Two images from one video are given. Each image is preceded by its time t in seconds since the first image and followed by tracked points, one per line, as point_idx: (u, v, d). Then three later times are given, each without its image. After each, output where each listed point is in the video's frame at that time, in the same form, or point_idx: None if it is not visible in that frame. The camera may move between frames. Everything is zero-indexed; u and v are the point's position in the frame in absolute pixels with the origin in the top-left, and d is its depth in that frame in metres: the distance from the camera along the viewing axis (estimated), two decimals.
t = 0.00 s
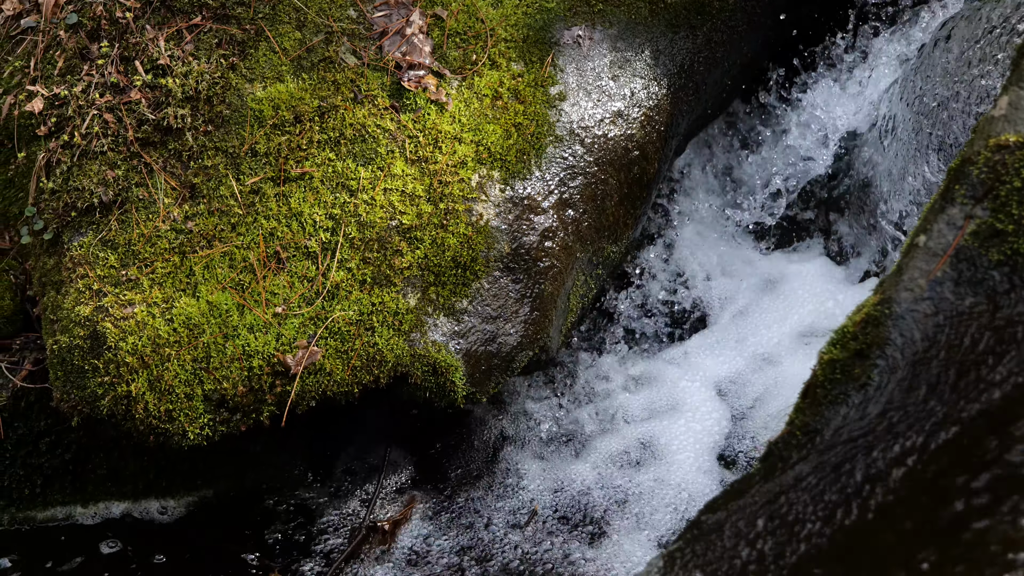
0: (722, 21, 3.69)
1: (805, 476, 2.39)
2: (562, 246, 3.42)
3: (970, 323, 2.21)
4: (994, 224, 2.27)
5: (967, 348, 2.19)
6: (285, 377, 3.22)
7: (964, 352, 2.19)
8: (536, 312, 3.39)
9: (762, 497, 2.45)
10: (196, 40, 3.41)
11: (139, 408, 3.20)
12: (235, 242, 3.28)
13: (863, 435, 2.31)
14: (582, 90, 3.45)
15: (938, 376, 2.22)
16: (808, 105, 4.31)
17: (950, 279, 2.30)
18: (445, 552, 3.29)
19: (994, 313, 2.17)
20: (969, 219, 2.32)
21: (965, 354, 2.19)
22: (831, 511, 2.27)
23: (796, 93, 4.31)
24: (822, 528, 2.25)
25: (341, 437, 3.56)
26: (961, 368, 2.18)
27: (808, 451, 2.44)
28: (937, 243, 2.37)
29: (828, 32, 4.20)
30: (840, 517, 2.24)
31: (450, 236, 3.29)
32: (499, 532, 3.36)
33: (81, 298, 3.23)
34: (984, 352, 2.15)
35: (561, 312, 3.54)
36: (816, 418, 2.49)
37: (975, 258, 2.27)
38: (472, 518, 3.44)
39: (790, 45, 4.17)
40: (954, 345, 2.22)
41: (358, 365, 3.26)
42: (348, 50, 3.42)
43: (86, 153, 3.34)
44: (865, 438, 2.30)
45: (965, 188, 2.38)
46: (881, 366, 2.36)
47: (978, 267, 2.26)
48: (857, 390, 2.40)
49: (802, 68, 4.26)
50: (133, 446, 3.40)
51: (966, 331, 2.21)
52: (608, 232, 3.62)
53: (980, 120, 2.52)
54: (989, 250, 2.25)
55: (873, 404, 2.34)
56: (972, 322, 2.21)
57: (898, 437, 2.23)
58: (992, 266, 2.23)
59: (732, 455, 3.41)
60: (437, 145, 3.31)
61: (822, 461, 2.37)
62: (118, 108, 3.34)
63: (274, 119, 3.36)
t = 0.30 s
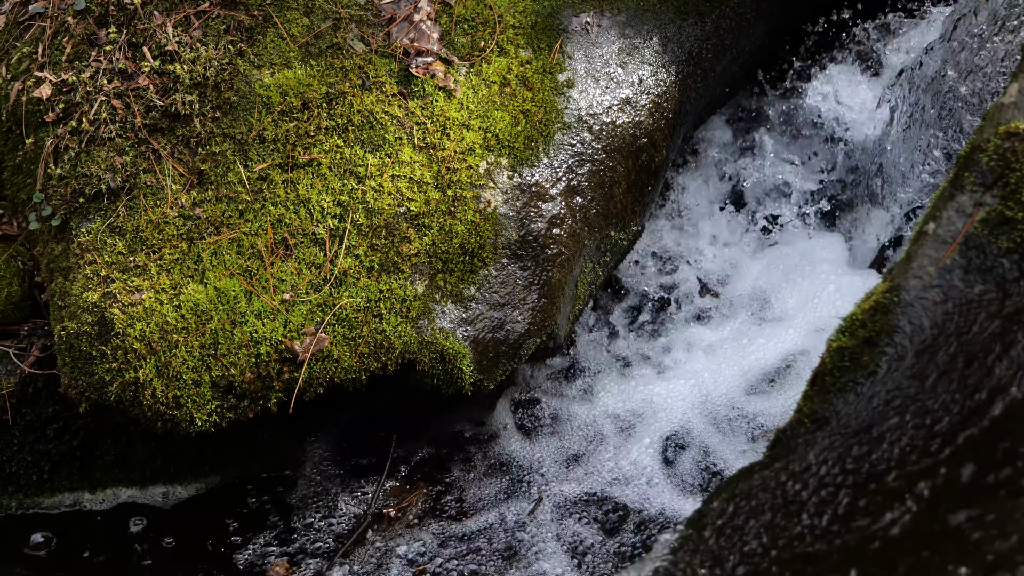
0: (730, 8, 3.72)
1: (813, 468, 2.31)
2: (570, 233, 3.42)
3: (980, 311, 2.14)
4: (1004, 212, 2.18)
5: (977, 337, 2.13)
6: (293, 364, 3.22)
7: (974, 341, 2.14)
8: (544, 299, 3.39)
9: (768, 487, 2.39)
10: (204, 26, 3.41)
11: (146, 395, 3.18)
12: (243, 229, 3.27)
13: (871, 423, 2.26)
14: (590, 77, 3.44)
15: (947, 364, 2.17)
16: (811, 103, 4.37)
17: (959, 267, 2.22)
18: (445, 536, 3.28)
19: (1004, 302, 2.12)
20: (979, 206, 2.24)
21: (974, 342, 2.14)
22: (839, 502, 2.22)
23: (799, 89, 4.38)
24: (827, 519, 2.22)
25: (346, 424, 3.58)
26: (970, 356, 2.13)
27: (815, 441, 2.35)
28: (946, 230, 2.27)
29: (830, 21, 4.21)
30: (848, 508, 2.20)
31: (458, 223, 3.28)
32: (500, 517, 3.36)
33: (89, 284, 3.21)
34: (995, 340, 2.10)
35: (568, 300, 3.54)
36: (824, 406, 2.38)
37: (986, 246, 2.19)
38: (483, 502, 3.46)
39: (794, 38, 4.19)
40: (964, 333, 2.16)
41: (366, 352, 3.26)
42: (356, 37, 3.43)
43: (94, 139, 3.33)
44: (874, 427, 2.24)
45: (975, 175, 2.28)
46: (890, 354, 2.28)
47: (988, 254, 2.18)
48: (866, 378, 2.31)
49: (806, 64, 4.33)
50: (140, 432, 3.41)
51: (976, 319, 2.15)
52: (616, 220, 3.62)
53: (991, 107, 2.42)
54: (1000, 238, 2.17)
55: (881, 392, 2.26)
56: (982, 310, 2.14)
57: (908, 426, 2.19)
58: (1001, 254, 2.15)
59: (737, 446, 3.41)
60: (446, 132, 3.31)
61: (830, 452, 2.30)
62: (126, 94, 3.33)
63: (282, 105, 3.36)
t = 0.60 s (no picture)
0: (735, 3, 3.71)
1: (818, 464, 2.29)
2: (574, 228, 3.41)
3: (986, 307, 2.14)
4: (1009, 209, 2.17)
5: (982, 333, 2.12)
6: (297, 359, 3.22)
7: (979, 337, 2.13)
8: (548, 294, 3.38)
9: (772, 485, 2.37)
10: (209, 21, 3.42)
11: (151, 390, 3.18)
12: (247, 224, 3.26)
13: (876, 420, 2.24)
14: (595, 72, 3.44)
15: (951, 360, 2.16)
16: (813, 103, 4.40)
17: (965, 263, 2.22)
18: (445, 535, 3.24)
19: (1010, 298, 2.11)
20: (985, 202, 2.23)
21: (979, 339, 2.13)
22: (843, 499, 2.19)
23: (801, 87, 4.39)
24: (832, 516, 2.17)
25: (351, 418, 3.61)
26: (975, 352, 2.11)
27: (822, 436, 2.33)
28: (952, 226, 2.27)
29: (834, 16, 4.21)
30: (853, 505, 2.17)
31: (462, 218, 3.28)
32: (503, 513, 3.34)
33: (94, 279, 3.20)
34: (1000, 337, 2.09)
35: (573, 295, 3.54)
36: (829, 402, 2.38)
37: (991, 242, 2.19)
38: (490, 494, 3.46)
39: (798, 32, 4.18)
40: (969, 329, 2.15)
41: (370, 348, 3.26)
42: (361, 32, 3.43)
43: (99, 134, 3.33)
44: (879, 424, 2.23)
45: (980, 171, 2.27)
46: (896, 350, 2.28)
47: (994, 251, 2.18)
48: (871, 373, 2.31)
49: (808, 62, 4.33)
50: (143, 428, 3.46)
51: (981, 315, 2.14)
52: (620, 215, 3.62)
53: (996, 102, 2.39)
54: (1006, 234, 2.16)
55: (888, 388, 2.26)
56: (987, 307, 2.14)
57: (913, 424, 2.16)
58: (1007, 250, 2.15)
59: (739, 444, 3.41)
60: (450, 127, 3.31)
61: (835, 449, 2.28)
62: (131, 89, 3.33)
63: (287, 100, 3.36)
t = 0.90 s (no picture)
0: None
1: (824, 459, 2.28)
2: (579, 222, 3.41)
3: (991, 300, 2.13)
4: (1015, 202, 2.18)
5: (988, 326, 2.11)
6: (301, 352, 3.21)
7: (985, 330, 2.11)
8: (553, 288, 3.39)
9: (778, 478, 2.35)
10: (214, 14, 3.41)
11: (155, 382, 3.17)
12: (252, 217, 3.26)
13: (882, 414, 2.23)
14: (600, 65, 3.44)
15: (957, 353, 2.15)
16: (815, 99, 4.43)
17: (970, 256, 2.22)
18: (446, 531, 3.26)
19: (1015, 291, 2.09)
20: (990, 195, 2.24)
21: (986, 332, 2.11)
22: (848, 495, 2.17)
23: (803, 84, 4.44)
24: (837, 510, 2.16)
25: (356, 412, 3.61)
26: (981, 345, 2.10)
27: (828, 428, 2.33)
28: (957, 220, 2.28)
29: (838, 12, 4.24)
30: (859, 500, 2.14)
31: (467, 211, 3.27)
32: (506, 510, 3.36)
33: (99, 272, 3.20)
34: (1006, 330, 2.07)
35: (578, 289, 3.54)
36: (834, 395, 2.37)
37: (996, 235, 2.20)
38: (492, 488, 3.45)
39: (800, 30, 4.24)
40: (974, 322, 2.14)
41: (375, 341, 3.25)
42: (366, 25, 3.43)
43: (104, 126, 3.33)
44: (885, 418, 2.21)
45: (986, 164, 2.28)
46: (901, 343, 2.28)
47: (999, 244, 2.18)
48: (876, 367, 2.31)
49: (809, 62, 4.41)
50: (149, 421, 3.45)
51: (986, 308, 2.13)
52: (625, 209, 3.61)
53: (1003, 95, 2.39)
54: (1011, 227, 2.17)
55: (892, 382, 2.26)
56: (993, 300, 2.13)
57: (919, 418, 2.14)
58: (1012, 243, 2.15)
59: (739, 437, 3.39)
60: (455, 121, 3.30)
61: (841, 443, 2.27)
62: (135, 81, 3.33)
63: (292, 93, 3.35)
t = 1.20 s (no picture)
0: None
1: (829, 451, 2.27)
2: (583, 214, 3.41)
3: (997, 292, 2.12)
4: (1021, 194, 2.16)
5: (994, 319, 2.10)
6: (306, 345, 3.22)
7: (990, 323, 2.10)
8: (557, 280, 3.39)
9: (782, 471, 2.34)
10: (218, 6, 3.40)
11: (160, 374, 3.17)
12: (256, 210, 3.26)
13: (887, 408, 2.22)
14: (605, 57, 3.43)
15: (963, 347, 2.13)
16: (821, 89, 4.38)
17: (976, 249, 2.20)
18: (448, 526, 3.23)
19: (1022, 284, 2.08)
20: (996, 187, 2.23)
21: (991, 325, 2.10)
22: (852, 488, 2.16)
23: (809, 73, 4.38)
24: (842, 503, 2.14)
25: (359, 405, 3.60)
26: (987, 338, 2.09)
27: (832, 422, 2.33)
28: (963, 212, 2.26)
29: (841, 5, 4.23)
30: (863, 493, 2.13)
31: (471, 203, 3.27)
32: (512, 501, 3.35)
33: (103, 265, 3.20)
34: (1011, 323, 2.06)
35: (582, 282, 3.54)
36: (839, 387, 2.37)
37: (1002, 228, 2.18)
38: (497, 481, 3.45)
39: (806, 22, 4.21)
40: (980, 315, 2.13)
41: (379, 333, 3.26)
42: (370, 17, 3.42)
43: (108, 118, 3.32)
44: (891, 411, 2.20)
45: (992, 156, 2.27)
46: (906, 336, 2.26)
47: (1005, 236, 2.16)
48: (882, 359, 2.30)
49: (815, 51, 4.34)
50: (153, 414, 3.42)
51: (993, 300, 2.12)
52: (630, 202, 3.61)
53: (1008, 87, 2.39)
54: (1018, 220, 2.15)
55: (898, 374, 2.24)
56: (999, 292, 2.11)
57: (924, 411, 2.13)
58: (1018, 236, 2.13)
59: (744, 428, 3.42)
60: (459, 113, 3.30)
61: (846, 435, 2.26)
62: (140, 74, 3.32)
63: (296, 86, 3.35)
